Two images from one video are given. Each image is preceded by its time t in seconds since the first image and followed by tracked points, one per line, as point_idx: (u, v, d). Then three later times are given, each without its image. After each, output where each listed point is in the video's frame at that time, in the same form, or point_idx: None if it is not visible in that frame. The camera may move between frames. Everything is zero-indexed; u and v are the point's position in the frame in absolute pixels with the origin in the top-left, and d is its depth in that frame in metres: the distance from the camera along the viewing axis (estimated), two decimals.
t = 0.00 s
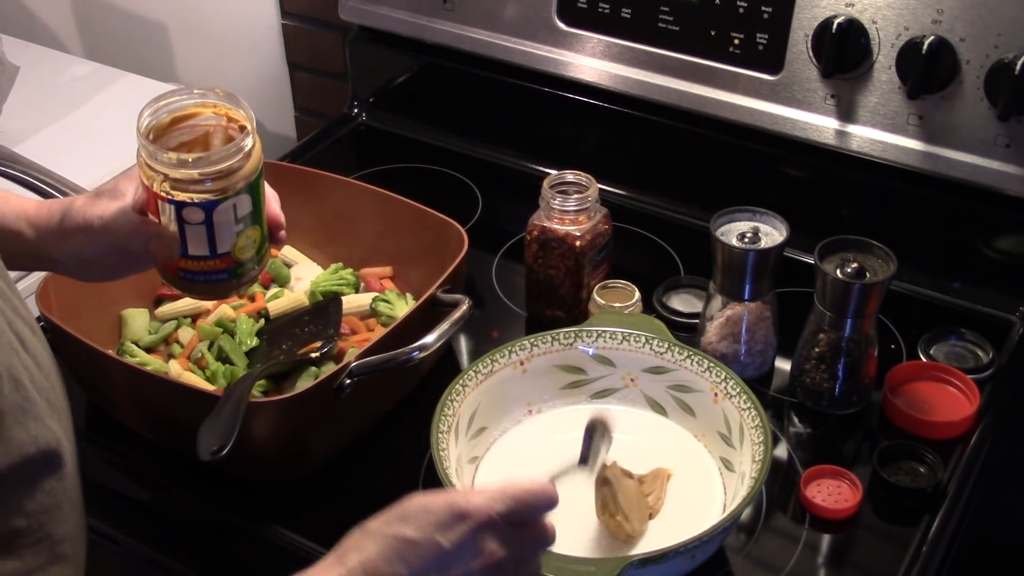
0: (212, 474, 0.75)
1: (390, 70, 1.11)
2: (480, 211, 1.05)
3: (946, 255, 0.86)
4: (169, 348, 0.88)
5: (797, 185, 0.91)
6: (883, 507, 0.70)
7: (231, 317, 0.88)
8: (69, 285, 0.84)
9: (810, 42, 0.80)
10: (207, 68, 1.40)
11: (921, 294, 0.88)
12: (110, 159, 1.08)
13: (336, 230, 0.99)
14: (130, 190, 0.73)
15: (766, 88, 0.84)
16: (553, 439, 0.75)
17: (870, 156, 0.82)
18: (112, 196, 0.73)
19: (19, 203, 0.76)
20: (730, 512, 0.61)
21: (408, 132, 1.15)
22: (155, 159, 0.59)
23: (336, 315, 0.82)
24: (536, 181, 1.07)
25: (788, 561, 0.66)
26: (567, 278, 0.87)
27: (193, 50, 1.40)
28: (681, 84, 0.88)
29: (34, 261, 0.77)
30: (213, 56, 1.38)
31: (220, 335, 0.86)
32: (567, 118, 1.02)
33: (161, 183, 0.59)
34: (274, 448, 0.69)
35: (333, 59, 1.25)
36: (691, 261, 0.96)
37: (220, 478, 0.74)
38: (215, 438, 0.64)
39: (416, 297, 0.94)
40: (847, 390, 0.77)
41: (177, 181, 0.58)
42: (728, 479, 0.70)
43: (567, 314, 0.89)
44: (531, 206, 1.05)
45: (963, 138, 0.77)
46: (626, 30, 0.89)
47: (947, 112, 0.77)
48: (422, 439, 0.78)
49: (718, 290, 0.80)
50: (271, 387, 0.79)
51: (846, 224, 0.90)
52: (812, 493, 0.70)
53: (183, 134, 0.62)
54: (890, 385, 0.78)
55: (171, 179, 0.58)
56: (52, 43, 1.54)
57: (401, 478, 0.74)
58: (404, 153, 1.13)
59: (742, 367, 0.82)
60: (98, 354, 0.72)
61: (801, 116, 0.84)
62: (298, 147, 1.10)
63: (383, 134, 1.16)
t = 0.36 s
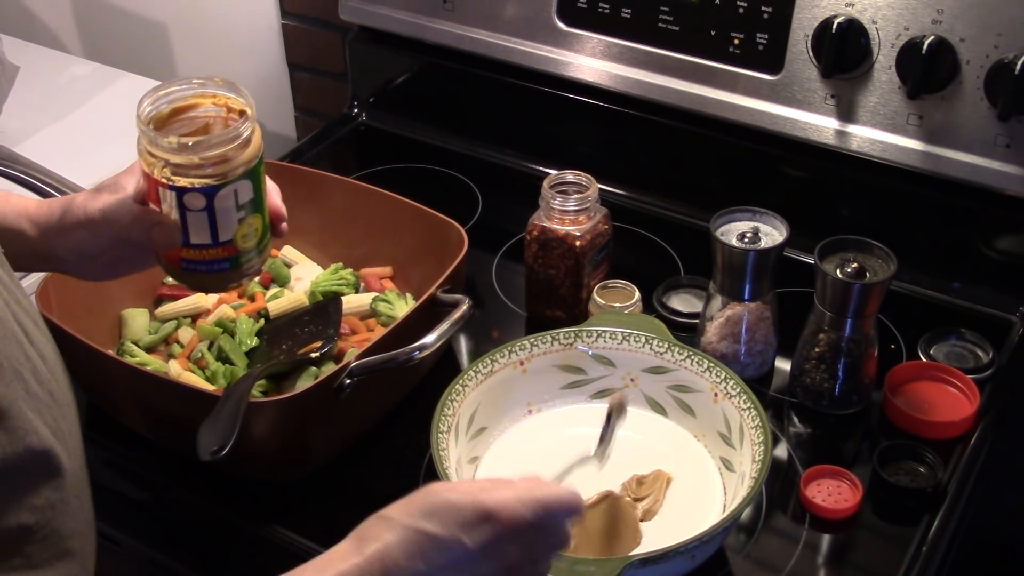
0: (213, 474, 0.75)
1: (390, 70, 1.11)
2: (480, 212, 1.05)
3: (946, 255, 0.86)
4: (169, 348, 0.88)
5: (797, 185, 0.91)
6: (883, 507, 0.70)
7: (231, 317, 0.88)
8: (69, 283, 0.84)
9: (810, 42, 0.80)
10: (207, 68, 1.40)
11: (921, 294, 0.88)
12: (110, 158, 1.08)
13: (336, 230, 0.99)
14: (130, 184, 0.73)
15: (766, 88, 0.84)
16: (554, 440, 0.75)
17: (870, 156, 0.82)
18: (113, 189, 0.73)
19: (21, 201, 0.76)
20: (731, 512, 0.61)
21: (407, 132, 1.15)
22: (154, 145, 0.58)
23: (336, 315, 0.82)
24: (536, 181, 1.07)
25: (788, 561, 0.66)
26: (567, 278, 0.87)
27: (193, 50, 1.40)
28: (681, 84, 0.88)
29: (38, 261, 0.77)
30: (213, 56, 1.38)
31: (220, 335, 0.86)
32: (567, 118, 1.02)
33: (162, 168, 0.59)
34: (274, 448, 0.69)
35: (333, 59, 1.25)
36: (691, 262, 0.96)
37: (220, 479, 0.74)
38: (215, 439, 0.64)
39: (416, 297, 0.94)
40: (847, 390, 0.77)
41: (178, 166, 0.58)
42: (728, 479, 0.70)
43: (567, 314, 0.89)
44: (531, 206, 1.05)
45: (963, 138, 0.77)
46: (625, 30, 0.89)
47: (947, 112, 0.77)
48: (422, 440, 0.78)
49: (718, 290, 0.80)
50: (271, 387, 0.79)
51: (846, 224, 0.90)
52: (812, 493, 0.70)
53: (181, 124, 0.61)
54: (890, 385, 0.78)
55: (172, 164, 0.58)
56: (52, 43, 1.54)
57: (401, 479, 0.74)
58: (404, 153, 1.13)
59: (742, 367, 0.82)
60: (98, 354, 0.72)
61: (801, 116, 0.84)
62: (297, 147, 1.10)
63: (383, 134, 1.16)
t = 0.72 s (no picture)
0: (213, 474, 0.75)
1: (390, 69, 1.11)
2: (479, 212, 1.05)
3: (946, 255, 0.86)
4: (169, 348, 0.88)
5: (797, 184, 0.91)
6: (883, 507, 0.70)
7: (231, 317, 0.89)
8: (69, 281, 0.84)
9: (810, 42, 0.80)
10: (207, 68, 1.40)
11: (921, 294, 0.88)
12: (111, 158, 1.08)
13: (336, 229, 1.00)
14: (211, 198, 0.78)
15: (766, 88, 0.84)
16: (555, 439, 0.75)
17: (870, 156, 0.82)
18: (193, 202, 0.77)
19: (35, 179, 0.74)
20: (730, 512, 0.61)
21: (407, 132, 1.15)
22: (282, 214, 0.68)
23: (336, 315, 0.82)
24: (536, 181, 1.07)
25: (788, 561, 0.66)
26: (567, 279, 0.87)
27: (194, 50, 1.40)
28: (681, 84, 0.88)
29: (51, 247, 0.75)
30: (213, 56, 1.38)
31: (221, 335, 0.87)
32: (567, 118, 1.02)
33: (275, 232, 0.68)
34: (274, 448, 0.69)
35: (333, 59, 1.25)
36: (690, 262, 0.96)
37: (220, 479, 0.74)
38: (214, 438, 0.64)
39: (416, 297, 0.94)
40: (847, 390, 0.77)
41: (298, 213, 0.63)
42: (728, 479, 0.70)
43: (567, 314, 0.89)
44: (531, 206, 1.05)
45: (962, 138, 0.77)
46: (625, 30, 0.89)
47: (947, 112, 0.77)
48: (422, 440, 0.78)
49: (718, 290, 0.80)
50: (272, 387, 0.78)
51: (845, 224, 0.90)
52: (812, 493, 0.70)
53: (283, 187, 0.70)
54: (890, 385, 0.78)
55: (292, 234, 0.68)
56: (52, 43, 1.54)
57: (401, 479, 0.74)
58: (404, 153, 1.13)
59: (742, 368, 0.82)
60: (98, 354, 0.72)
61: (801, 116, 0.84)
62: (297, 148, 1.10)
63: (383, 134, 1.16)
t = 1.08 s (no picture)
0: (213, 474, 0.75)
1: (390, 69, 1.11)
2: (480, 212, 1.05)
3: (946, 255, 0.86)
4: (169, 348, 0.89)
5: (797, 184, 0.91)
6: (883, 507, 0.70)
7: (232, 317, 0.88)
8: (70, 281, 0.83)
9: (810, 43, 0.80)
10: (207, 68, 1.40)
11: (921, 294, 0.88)
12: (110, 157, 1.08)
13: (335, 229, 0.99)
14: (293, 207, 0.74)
15: (766, 88, 0.84)
16: (555, 438, 0.75)
17: (870, 156, 0.82)
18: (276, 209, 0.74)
19: (37, 131, 0.71)
20: (730, 511, 0.61)
21: (408, 132, 1.15)
22: (387, 235, 0.67)
23: (335, 315, 0.82)
24: (536, 181, 1.07)
25: (788, 561, 0.66)
26: (567, 279, 0.87)
27: (193, 50, 1.40)
28: (682, 84, 0.88)
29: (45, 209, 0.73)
30: (213, 56, 1.38)
31: (221, 335, 0.87)
32: (568, 118, 1.02)
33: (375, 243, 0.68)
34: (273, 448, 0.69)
35: (333, 59, 1.25)
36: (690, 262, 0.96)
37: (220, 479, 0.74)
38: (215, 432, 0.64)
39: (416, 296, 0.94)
40: (847, 390, 0.77)
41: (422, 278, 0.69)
42: (728, 479, 0.70)
43: (568, 314, 0.89)
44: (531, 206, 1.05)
45: (962, 138, 0.77)
46: (625, 30, 0.89)
47: (946, 112, 0.77)
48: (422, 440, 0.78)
49: (718, 290, 0.80)
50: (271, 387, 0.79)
51: (845, 224, 0.90)
52: (812, 493, 0.70)
53: (355, 202, 0.68)
54: (890, 385, 0.78)
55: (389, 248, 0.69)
56: (52, 43, 1.54)
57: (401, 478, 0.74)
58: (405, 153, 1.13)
59: (742, 368, 0.82)
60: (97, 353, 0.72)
61: (801, 116, 0.84)
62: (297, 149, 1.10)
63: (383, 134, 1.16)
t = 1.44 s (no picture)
0: (213, 475, 0.75)
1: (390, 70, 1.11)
2: (480, 212, 1.05)
3: (946, 254, 0.86)
4: (169, 348, 0.89)
5: (797, 184, 0.91)
6: (884, 508, 0.70)
7: (231, 317, 0.88)
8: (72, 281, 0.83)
9: (810, 43, 0.80)
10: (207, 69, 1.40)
11: (921, 294, 0.88)
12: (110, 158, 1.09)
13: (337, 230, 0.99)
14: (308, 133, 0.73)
15: (766, 88, 0.84)
16: (555, 438, 0.75)
17: (871, 156, 0.82)
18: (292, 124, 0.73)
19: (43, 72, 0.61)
20: (731, 512, 0.61)
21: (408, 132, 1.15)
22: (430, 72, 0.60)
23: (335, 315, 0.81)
24: (537, 181, 1.07)
25: (788, 561, 0.66)
26: (567, 278, 0.87)
27: (193, 50, 1.40)
28: (682, 84, 0.88)
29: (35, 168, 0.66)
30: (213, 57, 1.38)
31: (220, 335, 0.86)
32: (569, 119, 1.02)
33: (371, 116, 0.58)
34: (273, 448, 0.69)
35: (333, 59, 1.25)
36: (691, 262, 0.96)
37: (220, 479, 0.74)
38: (217, 438, 0.64)
39: (416, 296, 0.94)
40: (847, 390, 0.77)
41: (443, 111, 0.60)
42: (728, 479, 0.70)
43: (568, 314, 0.89)
44: (532, 206, 1.05)
45: (963, 138, 0.77)
46: (625, 30, 0.89)
47: (947, 112, 0.77)
48: (422, 440, 0.78)
49: (718, 290, 0.80)
50: (271, 387, 0.79)
51: (845, 224, 0.90)
52: (812, 493, 0.70)
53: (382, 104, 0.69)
54: (891, 385, 0.78)
55: (390, 126, 0.58)
56: (52, 44, 1.54)
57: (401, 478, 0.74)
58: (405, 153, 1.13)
59: (742, 368, 0.82)
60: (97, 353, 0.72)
61: (801, 116, 0.84)
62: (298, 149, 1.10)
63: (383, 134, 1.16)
